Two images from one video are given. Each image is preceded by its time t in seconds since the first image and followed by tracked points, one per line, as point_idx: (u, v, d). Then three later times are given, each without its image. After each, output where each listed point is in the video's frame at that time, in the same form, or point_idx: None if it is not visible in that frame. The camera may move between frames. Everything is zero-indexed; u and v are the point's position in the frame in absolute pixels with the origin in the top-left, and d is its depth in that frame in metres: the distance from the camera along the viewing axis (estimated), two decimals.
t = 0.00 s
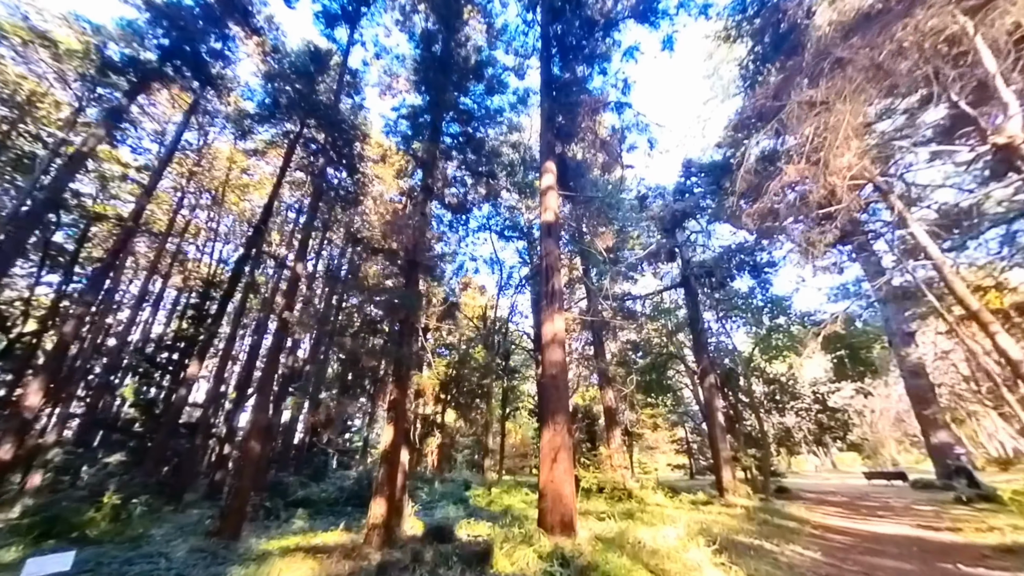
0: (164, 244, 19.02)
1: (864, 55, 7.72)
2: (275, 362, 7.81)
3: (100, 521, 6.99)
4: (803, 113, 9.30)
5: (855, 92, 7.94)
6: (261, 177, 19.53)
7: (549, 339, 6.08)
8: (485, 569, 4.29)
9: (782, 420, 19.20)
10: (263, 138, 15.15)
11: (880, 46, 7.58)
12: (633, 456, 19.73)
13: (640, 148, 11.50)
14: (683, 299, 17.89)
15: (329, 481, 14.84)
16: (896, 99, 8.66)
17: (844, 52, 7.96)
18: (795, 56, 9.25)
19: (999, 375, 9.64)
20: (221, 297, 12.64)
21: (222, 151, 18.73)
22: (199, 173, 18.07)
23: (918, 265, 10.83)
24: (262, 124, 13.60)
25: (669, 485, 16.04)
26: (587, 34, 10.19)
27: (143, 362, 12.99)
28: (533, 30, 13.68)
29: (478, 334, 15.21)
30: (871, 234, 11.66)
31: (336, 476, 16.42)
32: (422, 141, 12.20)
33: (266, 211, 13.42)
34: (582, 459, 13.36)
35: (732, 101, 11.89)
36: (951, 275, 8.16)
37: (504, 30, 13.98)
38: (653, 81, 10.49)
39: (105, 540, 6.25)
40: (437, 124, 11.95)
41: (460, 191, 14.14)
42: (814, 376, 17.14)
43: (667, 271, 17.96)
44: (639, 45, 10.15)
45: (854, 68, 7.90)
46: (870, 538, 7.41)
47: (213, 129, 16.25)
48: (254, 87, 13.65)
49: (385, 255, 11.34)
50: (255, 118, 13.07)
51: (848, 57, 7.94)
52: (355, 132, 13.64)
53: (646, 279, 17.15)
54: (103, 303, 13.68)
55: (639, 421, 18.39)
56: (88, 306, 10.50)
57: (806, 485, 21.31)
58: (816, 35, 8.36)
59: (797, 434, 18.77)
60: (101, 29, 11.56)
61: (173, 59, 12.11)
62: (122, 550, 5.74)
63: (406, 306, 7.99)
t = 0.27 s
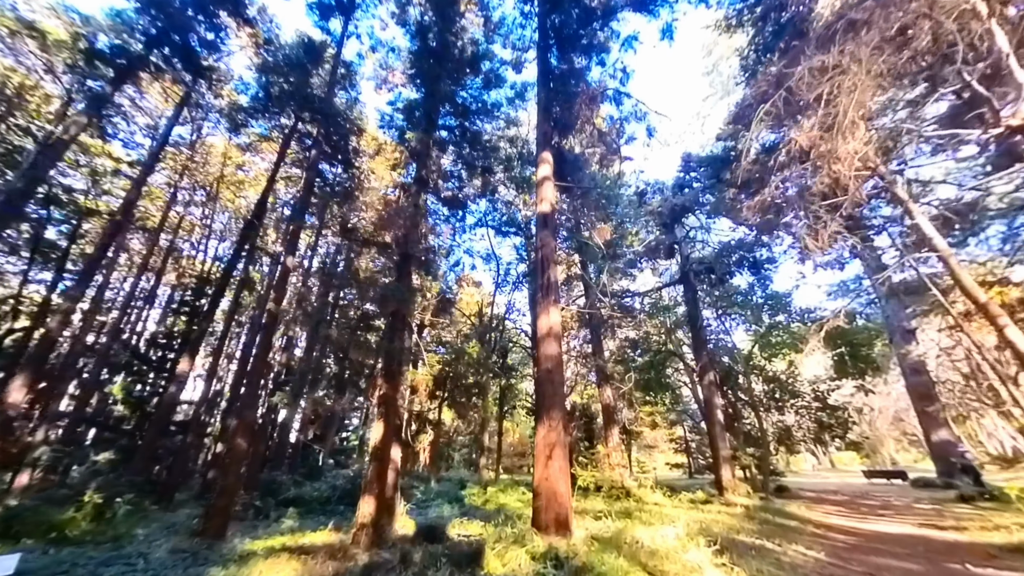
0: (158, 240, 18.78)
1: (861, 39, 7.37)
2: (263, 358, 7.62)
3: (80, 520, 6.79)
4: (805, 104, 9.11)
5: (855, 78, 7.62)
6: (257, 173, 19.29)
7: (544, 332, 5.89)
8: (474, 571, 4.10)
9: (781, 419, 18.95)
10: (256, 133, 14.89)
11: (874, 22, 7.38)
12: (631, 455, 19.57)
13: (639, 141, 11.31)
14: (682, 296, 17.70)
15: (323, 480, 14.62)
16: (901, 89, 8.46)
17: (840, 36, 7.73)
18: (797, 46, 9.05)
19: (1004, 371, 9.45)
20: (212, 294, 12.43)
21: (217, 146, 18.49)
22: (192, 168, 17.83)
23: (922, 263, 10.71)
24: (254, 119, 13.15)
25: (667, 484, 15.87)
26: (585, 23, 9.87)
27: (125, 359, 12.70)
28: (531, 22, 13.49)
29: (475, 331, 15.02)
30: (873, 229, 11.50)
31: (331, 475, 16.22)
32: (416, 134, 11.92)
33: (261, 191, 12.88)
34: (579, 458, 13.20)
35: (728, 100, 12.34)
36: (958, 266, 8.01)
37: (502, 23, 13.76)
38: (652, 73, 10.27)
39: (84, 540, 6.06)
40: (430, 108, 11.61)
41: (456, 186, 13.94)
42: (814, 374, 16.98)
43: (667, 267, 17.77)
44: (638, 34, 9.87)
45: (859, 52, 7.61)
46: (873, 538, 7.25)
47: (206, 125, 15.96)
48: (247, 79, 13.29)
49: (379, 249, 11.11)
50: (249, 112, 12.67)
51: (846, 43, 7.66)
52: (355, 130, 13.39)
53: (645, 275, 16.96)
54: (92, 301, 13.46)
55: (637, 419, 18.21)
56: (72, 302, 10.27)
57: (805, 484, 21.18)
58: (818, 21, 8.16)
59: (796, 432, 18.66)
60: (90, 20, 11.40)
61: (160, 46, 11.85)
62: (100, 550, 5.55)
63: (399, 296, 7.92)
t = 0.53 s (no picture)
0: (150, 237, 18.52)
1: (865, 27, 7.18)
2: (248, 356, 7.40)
3: (59, 523, 6.57)
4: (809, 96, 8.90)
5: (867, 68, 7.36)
6: (251, 169, 19.05)
7: (539, 328, 5.66)
8: None
9: (781, 418, 18.72)
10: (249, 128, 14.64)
11: (880, 12, 7.17)
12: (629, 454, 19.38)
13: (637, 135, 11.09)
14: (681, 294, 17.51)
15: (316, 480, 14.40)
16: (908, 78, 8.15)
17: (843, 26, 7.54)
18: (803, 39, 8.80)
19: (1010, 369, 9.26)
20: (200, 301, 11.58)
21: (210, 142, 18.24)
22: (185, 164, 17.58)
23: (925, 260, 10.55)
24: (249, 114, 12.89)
25: (666, 483, 15.69)
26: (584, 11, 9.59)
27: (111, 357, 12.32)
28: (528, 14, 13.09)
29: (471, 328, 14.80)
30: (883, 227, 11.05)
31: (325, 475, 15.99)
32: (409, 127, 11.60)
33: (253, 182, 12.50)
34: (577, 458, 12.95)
35: (726, 96, 12.71)
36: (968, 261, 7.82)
37: (499, 15, 13.40)
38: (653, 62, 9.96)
39: (59, 544, 5.83)
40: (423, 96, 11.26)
41: (452, 180, 13.72)
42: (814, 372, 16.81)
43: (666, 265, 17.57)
44: (638, 23, 9.56)
45: (866, 40, 7.41)
46: (878, 540, 7.05)
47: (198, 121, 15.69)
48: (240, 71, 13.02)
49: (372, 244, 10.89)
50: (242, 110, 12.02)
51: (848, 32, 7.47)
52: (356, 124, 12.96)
53: (642, 272, 16.74)
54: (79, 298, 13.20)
55: (636, 418, 18.00)
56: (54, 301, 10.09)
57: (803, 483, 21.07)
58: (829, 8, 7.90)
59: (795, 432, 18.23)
60: (77, 11, 10.43)
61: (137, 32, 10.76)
62: (74, 554, 5.33)
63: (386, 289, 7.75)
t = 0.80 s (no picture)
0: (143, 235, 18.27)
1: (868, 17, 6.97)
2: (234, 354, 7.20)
3: (35, 528, 6.36)
4: (811, 90, 8.72)
5: (874, 57, 7.16)
6: (246, 166, 18.82)
7: (534, 324, 5.49)
8: None
9: (780, 417, 18.55)
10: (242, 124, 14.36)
11: None
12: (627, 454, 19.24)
13: (635, 129, 10.90)
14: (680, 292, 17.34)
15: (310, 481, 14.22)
16: (912, 71, 7.98)
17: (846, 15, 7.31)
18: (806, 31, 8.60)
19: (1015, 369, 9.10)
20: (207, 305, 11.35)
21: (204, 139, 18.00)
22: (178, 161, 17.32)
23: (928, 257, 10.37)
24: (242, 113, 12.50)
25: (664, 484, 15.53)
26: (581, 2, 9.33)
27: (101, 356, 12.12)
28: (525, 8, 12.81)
29: (467, 327, 14.61)
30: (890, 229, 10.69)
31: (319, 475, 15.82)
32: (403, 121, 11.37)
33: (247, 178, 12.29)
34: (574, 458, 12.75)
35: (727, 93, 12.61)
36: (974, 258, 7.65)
37: (496, 9, 13.20)
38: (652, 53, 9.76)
39: (34, 550, 5.64)
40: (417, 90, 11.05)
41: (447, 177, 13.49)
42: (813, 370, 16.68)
43: (665, 263, 17.39)
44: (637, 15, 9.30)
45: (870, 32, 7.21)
46: (881, 544, 6.88)
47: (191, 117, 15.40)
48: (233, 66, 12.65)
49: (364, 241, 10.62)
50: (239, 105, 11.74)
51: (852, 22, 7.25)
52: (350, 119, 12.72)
53: (641, 270, 16.55)
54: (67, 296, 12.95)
55: (634, 418, 17.82)
56: (38, 299, 9.88)
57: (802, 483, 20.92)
58: None
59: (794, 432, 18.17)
60: None
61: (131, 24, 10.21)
62: (48, 561, 5.13)
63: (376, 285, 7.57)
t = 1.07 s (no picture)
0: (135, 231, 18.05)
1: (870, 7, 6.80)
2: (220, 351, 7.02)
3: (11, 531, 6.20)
4: (811, 82, 8.56)
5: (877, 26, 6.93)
6: (241, 162, 18.64)
7: (523, 319, 5.34)
8: None
9: (777, 416, 18.41)
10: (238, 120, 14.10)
11: None
12: (624, 453, 19.12)
13: (632, 122, 10.72)
14: (677, 290, 17.22)
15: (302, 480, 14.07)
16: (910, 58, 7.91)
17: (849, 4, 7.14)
18: (808, 23, 8.42)
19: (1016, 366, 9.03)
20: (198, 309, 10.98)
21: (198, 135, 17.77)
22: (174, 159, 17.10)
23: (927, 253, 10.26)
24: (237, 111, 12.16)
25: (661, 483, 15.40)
26: None
27: (89, 354, 11.87)
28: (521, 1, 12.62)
29: (462, 325, 14.48)
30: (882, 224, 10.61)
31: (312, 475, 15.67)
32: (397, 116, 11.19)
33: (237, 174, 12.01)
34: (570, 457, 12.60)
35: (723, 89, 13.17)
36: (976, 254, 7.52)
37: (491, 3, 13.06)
38: (649, 44, 9.60)
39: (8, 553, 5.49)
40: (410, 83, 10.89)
41: (442, 172, 13.32)
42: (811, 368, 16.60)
43: (662, 260, 17.26)
44: (633, 6, 9.14)
45: (872, 23, 7.03)
46: (879, 544, 6.75)
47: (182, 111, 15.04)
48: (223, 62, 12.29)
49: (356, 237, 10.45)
50: (230, 100, 11.38)
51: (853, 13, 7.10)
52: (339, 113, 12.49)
53: (638, 268, 16.39)
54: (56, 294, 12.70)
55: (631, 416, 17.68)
56: (22, 296, 9.68)
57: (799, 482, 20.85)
58: None
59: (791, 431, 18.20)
60: None
61: (119, 13, 9.68)
62: (21, 565, 5.00)
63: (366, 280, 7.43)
